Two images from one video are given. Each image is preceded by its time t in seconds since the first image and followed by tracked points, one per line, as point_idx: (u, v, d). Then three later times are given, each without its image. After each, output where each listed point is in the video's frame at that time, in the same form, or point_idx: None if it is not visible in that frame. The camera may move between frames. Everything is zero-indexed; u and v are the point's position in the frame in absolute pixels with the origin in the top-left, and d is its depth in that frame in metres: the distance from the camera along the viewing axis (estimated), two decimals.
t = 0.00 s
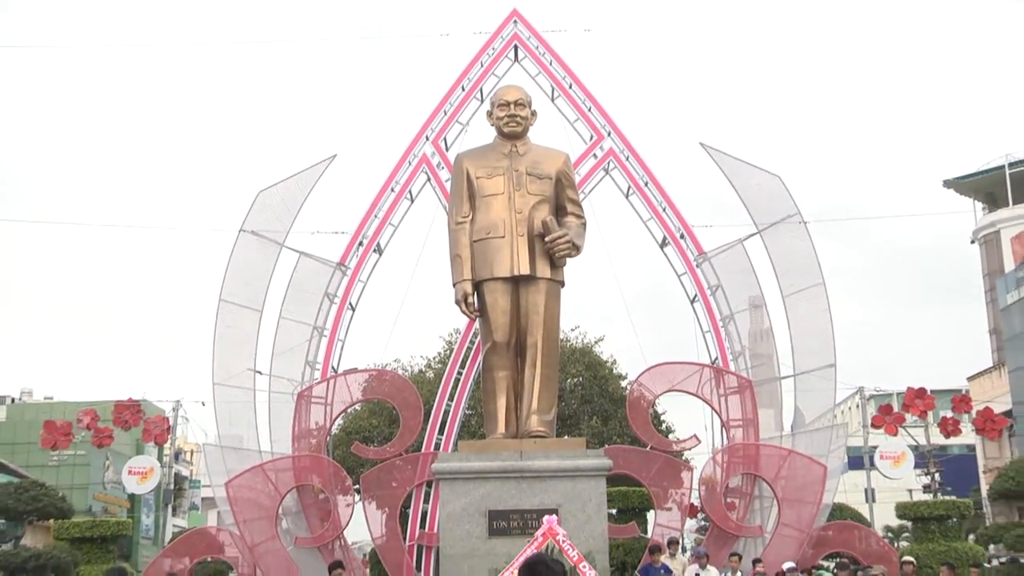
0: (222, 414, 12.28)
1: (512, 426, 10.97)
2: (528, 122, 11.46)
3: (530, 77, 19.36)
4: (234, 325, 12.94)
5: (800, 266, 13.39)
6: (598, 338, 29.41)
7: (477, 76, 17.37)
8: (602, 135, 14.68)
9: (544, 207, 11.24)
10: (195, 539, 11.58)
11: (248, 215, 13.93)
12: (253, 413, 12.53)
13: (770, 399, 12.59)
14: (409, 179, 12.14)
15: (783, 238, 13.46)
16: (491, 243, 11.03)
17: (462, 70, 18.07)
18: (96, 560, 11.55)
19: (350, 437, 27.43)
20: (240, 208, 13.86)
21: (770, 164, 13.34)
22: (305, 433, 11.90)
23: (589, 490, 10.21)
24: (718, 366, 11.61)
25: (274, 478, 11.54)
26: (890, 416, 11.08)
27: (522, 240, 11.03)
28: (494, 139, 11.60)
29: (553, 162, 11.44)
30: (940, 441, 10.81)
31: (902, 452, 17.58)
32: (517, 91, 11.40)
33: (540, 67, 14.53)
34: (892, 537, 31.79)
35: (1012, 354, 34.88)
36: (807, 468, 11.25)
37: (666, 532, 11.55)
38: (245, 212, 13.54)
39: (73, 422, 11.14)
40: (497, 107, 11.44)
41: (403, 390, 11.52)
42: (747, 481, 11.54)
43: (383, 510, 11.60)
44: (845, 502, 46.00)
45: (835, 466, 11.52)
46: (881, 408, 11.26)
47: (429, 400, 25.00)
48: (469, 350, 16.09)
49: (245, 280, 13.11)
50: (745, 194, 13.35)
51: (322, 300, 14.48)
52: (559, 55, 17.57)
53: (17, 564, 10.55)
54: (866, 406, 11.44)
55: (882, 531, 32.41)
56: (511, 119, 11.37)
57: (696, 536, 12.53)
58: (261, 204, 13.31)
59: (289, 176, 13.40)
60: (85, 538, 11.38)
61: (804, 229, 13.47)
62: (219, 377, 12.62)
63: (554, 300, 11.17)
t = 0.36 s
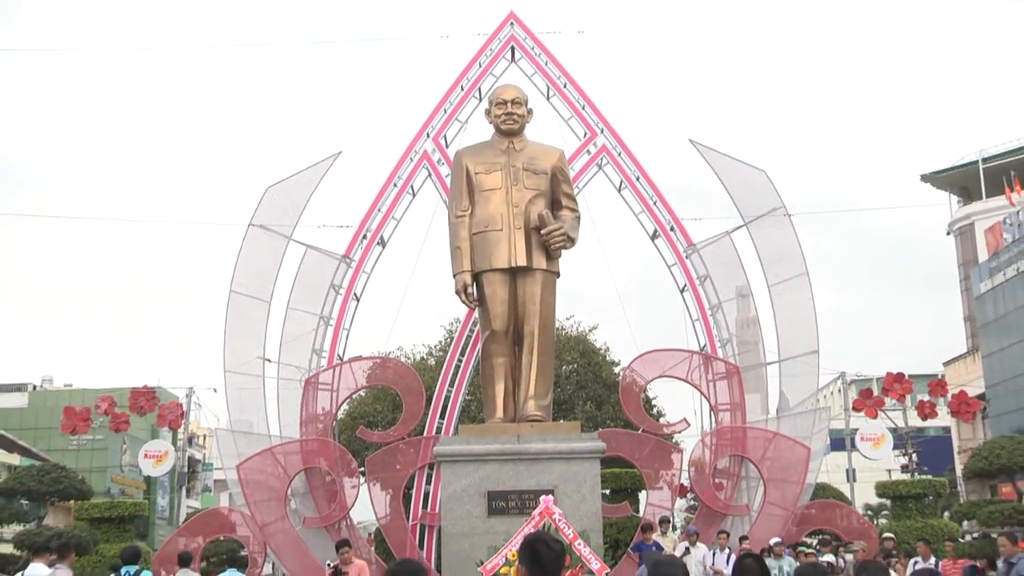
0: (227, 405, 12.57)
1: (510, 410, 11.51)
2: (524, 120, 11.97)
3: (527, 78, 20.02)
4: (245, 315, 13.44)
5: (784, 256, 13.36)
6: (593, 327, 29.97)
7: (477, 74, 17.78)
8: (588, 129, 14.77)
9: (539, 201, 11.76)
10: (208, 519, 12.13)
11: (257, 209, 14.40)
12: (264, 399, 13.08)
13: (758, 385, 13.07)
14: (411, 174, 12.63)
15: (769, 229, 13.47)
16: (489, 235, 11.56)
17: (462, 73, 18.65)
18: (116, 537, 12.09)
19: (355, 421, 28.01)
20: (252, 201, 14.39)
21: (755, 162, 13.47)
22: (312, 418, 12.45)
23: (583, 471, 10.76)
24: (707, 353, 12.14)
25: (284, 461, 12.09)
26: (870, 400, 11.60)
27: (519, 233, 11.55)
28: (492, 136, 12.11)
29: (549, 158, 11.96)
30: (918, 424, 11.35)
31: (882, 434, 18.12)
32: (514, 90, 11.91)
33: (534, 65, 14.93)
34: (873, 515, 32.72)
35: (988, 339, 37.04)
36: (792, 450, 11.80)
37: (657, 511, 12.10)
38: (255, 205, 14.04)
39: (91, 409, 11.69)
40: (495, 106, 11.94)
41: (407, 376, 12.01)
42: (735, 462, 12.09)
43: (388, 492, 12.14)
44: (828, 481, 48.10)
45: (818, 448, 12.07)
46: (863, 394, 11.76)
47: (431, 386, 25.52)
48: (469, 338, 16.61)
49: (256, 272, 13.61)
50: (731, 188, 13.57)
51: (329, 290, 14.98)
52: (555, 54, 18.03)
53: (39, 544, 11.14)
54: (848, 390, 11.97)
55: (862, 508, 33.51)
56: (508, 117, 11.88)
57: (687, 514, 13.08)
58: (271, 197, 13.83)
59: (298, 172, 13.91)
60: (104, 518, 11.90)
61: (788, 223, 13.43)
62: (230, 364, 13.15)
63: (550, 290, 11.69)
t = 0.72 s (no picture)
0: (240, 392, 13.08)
1: (509, 396, 12.08)
2: (523, 118, 12.51)
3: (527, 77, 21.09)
4: (256, 305, 13.99)
5: (771, 249, 13.86)
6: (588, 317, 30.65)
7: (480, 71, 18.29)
8: (584, 126, 15.16)
9: (538, 196, 12.30)
10: (222, 498, 12.73)
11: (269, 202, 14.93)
12: (274, 385, 13.64)
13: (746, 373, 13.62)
14: (415, 170, 13.17)
15: (756, 224, 13.96)
16: (490, 229, 12.11)
17: (461, 76, 19.18)
18: (134, 515, 12.75)
19: (361, 407, 28.59)
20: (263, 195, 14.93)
21: (743, 158, 13.94)
22: (320, 403, 13.03)
23: (579, 454, 11.33)
24: (698, 341, 12.70)
25: (293, 443, 12.67)
26: (852, 387, 12.17)
27: (518, 226, 12.10)
28: (493, 133, 12.65)
29: (547, 154, 12.50)
30: (897, 410, 11.92)
31: (863, 420, 18.70)
32: (514, 89, 12.45)
33: (533, 64, 15.38)
34: (855, 497, 33.70)
35: (963, 331, 40.00)
36: (778, 435, 12.36)
37: (649, 493, 12.66)
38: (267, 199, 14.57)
39: (111, 393, 12.28)
40: (496, 104, 12.48)
41: (411, 363, 12.55)
42: (724, 446, 12.66)
43: (393, 473, 12.73)
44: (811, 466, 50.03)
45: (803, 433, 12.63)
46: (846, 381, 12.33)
47: (433, 373, 26.10)
48: (471, 327, 17.17)
49: (267, 263, 14.16)
50: (721, 184, 14.06)
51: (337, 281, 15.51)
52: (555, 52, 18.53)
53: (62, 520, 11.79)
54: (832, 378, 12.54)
55: (844, 491, 34.48)
56: (508, 115, 12.41)
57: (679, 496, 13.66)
58: (282, 191, 14.35)
59: (308, 167, 14.42)
60: (122, 497, 12.58)
61: (774, 218, 13.87)
62: (242, 352, 13.72)
63: (548, 281, 12.24)
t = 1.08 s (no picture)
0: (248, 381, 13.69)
1: (506, 384, 12.69)
2: (519, 119, 13.08)
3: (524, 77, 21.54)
4: (263, 298, 14.58)
5: (755, 245, 14.45)
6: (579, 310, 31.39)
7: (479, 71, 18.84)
8: (576, 126, 15.72)
9: (533, 194, 12.87)
10: (231, 483, 13.33)
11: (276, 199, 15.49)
12: (280, 375, 14.24)
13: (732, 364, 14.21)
14: (415, 169, 13.75)
15: (741, 220, 14.55)
16: (487, 226, 12.69)
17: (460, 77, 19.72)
18: (148, 499, 13.34)
19: (364, 396, 29.16)
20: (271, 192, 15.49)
21: (728, 158, 14.51)
22: (324, 392, 13.65)
23: (572, 440, 11.94)
24: (685, 333, 13.29)
25: (299, 431, 13.28)
26: (832, 376, 12.79)
27: (514, 223, 12.68)
28: (490, 134, 13.22)
29: (542, 154, 13.07)
30: (874, 398, 12.54)
31: (843, 408, 19.17)
32: (510, 92, 13.01)
33: (528, 68, 15.92)
34: (835, 480, 34.64)
35: (939, 322, 42.08)
36: (761, 422, 12.96)
37: (639, 477, 13.26)
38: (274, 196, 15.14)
39: (126, 382, 12.88)
40: (493, 106, 13.05)
41: (411, 354, 13.13)
42: (710, 433, 13.26)
43: (394, 459, 13.34)
44: (795, 452, 51.38)
45: (785, 420, 13.25)
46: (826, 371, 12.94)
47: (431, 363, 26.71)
48: (469, 319, 17.75)
49: (274, 258, 14.74)
50: (707, 183, 14.65)
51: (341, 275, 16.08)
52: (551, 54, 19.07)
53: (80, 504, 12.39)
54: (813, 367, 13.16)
55: (825, 476, 35.40)
56: (504, 117, 12.98)
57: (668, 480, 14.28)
58: (289, 189, 14.91)
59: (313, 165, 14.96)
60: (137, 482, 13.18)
61: (758, 215, 14.46)
62: (250, 343, 14.32)
63: (542, 275, 12.83)
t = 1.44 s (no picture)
0: (258, 367, 14.30)
1: (504, 370, 13.29)
2: (517, 116, 13.63)
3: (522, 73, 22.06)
4: (272, 289, 15.14)
5: (743, 237, 15.01)
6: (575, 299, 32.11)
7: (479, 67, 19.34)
8: (572, 123, 16.26)
9: (530, 188, 13.44)
10: (242, 465, 13.98)
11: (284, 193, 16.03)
12: (289, 361, 14.83)
13: (722, 351, 14.79)
14: (418, 163, 14.29)
15: (730, 213, 15.08)
16: (486, 218, 13.26)
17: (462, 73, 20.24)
18: (163, 479, 14.01)
19: (369, 381, 29.89)
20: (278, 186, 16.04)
21: (717, 152, 15.04)
22: (330, 377, 14.25)
23: (568, 424, 12.54)
24: (676, 321, 13.85)
25: (307, 415, 13.89)
26: (816, 361, 13.38)
27: (512, 216, 13.25)
28: (489, 130, 13.78)
29: (539, 150, 13.63)
30: (857, 382, 13.12)
31: (825, 392, 19.72)
32: (509, 90, 13.56)
33: (526, 66, 16.43)
34: (817, 462, 35.17)
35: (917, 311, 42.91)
36: (749, 406, 13.53)
37: (632, 459, 13.88)
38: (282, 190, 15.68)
39: (141, 368, 13.48)
40: (492, 103, 13.59)
41: (414, 342, 13.68)
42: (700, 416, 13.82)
43: (397, 441, 13.94)
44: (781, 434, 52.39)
45: (772, 404, 13.85)
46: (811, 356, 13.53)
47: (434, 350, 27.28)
48: (469, 306, 18.34)
49: (283, 250, 15.30)
50: (697, 177, 15.18)
51: (346, 266, 16.64)
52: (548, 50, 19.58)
53: (99, 484, 13.02)
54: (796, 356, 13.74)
55: (809, 458, 36.38)
56: (503, 113, 13.53)
57: (660, 461, 14.89)
58: (296, 183, 15.44)
59: (319, 160, 15.49)
60: (153, 463, 13.76)
61: (746, 208, 15.00)
62: (260, 331, 14.92)
63: (539, 266, 13.41)
